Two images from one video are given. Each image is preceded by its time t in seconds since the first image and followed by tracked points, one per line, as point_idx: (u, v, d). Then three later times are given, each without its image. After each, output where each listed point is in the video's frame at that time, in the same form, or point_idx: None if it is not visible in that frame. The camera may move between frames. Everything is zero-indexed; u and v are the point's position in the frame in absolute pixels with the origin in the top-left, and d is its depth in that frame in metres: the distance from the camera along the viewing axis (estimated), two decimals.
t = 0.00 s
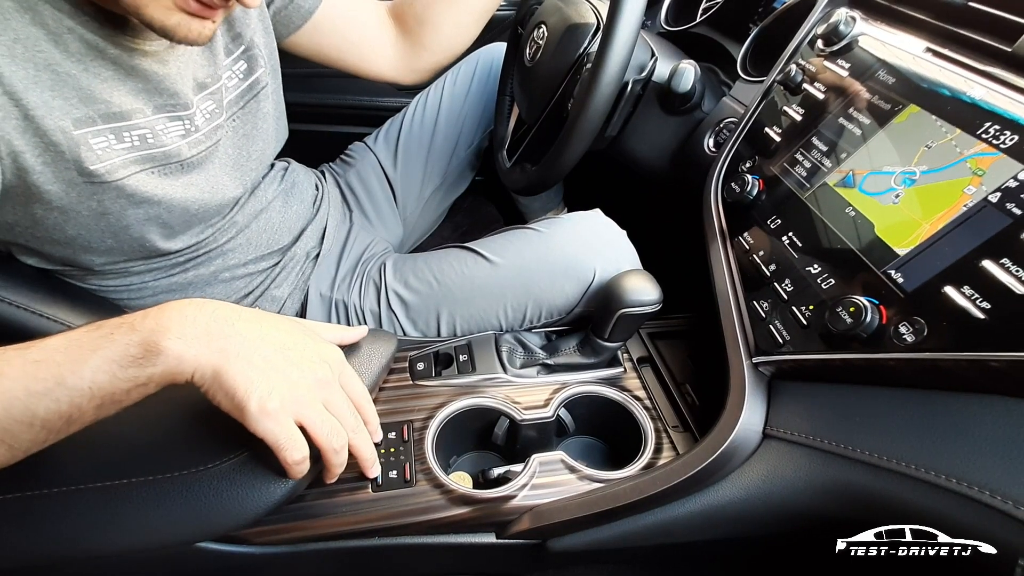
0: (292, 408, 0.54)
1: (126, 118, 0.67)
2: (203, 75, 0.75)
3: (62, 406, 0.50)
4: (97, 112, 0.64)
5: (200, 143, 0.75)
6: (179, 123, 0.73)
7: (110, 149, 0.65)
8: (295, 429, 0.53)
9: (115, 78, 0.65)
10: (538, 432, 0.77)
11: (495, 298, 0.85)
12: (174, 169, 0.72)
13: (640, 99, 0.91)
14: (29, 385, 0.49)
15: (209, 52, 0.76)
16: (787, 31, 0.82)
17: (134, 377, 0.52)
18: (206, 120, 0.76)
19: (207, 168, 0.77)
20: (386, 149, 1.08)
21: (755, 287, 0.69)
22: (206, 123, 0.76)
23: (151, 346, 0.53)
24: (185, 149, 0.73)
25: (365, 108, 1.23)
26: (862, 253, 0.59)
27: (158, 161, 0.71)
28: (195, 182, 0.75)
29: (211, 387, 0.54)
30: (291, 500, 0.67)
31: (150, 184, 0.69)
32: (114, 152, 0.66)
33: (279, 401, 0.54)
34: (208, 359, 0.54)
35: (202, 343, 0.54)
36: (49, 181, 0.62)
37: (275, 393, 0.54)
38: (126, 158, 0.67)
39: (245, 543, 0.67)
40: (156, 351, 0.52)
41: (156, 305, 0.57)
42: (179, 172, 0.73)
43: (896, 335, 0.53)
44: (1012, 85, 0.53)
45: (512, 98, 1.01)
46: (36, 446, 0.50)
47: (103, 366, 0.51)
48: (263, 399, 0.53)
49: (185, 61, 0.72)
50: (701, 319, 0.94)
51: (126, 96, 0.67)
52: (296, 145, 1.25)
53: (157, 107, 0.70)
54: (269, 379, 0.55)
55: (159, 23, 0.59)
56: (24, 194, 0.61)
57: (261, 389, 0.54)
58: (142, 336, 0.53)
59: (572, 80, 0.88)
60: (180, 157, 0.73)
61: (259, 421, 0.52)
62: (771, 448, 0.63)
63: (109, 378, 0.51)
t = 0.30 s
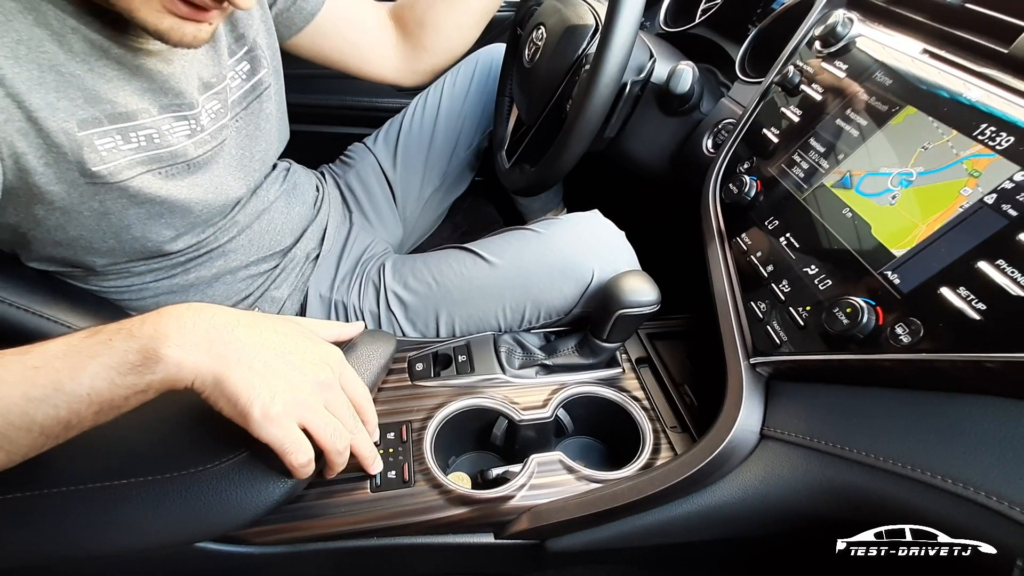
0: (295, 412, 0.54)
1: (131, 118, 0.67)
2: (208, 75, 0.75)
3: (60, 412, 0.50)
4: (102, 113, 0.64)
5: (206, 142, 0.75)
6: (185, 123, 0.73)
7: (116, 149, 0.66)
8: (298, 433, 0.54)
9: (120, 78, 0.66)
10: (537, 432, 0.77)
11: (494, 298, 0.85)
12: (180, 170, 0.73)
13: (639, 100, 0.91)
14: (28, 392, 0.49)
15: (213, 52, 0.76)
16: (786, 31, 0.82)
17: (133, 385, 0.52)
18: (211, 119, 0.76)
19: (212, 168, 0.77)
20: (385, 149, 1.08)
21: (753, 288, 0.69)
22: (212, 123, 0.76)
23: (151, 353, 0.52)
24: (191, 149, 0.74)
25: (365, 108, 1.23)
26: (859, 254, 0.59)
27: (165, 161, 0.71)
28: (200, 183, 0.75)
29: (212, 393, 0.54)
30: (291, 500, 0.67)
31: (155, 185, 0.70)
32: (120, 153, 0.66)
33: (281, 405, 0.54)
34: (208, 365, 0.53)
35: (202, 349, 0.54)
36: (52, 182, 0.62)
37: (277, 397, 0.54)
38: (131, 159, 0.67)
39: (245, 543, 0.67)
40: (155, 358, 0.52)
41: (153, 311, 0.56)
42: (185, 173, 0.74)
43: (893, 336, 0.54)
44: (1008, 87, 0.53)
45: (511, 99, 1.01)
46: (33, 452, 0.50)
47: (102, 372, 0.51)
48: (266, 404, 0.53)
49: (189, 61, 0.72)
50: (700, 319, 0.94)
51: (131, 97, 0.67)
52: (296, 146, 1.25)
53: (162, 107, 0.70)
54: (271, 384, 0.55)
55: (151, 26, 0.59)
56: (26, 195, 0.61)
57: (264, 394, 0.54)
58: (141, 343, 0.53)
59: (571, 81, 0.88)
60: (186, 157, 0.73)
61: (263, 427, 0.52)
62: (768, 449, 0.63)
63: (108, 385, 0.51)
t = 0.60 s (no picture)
0: (284, 401, 0.52)
1: (126, 116, 0.67)
2: (205, 74, 0.76)
3: (39, 409, 0.48)
4: (96, 110, 0.64)
5: (202, 142, 0.75)
6: (180, 122, 0.73)
7: (110, 147, 0.66)
8: (287, 423, 0.52)
9: (114, 76, 0.66)
10: (536, 432, 0.77)
11: (493, 298, 0.85)
12: (175, 168, 0.73)
13: (639, 100, 0.92)
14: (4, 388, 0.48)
15: (210, 50, 0.76)
16: (785, 31, 0.82)
17: (112, 381, 0.50)
18: (208, 118, 0.76)
19: (209, 167, 0.77)
20: (385, 149, 1.08)
21: (753, 288, 0.69)
22: (209, 122, 0.76)
23: (126, 348, 0.49)
24: (187, 148, 0.73)
25: (365, 109, 1.23)
26: (859, 254, 0.59)
27: (160, 160, 0.71)
28: (197, 182, 0.75)
29: (197, 385, 0.52)
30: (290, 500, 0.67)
31: (152, 182, 0.70)
32: (114, 151, 0.66)
33: (268, 395, 0.52)
34: (187, 358, 0.51)
35: (182, 340, 0.51)
36: (48, 180, 0.62)
37: (263, 387, 0.52)
38: (126, 157, 0.67)
39: (244, 543, 0.67)
40: (131, 353, 0.49)
41: (133, 300, 0.53)
42: (181, 171, 0.73)
43: (893, 336, 0.54)
44: (1007, 86, 0.53)
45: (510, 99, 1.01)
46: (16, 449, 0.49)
47: (78, 368, 0.49)
48: (251, 395, 0.51)
49: (185, 60, 0.72)
50: (700, 319, 0.94)
51: (125, 95, 0.67)
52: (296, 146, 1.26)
53: (158, 106, 0.70)
54: (257, 372, 0.52)
55: (135, 19, 0.59)
56: (22, 194, 0.61)
57: (248, 384, 0.51)
58: (117, 336, 0.50)
59: (571, 81, 0.88)
60: (182, 156, 0.73)
61: (249, 419, 0.51)
62: (768, 449, 0.63)
63: (85, 382, 0.49)
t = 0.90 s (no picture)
0: (271, 406, 0.44)
1: (129, 116, 0.67)
2: (211, 75, 0.75)
3: (20, 420, 0.49)
4: (99, 110, 0.64)
5: (205, 142, 0.75)
6: (183, 122, 0.72)
7: (112, 148, 0.65)
8: (278, 431, 0.44)
9: (118, 77, 0.65)
10: (538, 432, 0.77)
11: (495, 298, 0.85)
12: (177, 168, 0.72)
13: (641, 99, 0.91)
14: None
15: (215, 52, 0.76)
16: (788, 31, 0.82)
17: (94, 392, 0.49)
18: (211, 119, 0.76)
19: (211, 168, 0.77)
20: (386, 149, 1.08)
21: (756, 287, 0.69)
22: (212, 123, 0.76)
23: (105, 360, 0.48)
24: (189, 149, 0.73)
25: (366, 109, 1.23)
26: (863, 253, 0.59)
27: (162, 160, 0.70)
28: (200, 182, 0.75)
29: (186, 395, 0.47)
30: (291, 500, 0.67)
31: (154, 182, 0.70)
32: (117, 151, 0.66)
33: (251, 403, 0.44)
34: (168, 368, 0.47)
35: (162, 349, 0.47)
36: (50, 179, 0.62)
37: (244, 394, 0.44)
38: (129, 157, 0.67)
39: (245, 543, 0.67)
40: (109, 365, 0.47)
41: (115, 304, 0.50)
42: (183, 172, 0.73)
43: (897, 336, 0.53)
44: (1013, 85, 0.53)
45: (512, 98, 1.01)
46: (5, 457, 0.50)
47: (56, 380, 0.49)
48: (232, 405, 0.44)
49: (189, 61, 0.72)
50: (702, 319, 0.94)
51: (129, 95, 0.67)
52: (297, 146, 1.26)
53: (160, 107, 0.70)
54: (238, 378, 0.44)
55: (136, 25, 0.59)
56: (24, 194, 0.61)
57: (230, 392, 0.44)
58: (95, 348, 0.48)
59: (573, 81, 0.88)
60: (184, 156, 0.73)
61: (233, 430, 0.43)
62: (772, 449, 0.63)
63: (65, 394, 0.49)
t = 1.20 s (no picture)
0: (284, 418, 0.50)
1: (131, 117, 0.67)
2: (214, 75, 0.75)
3: (37, 423, 0.49)
4: (102, 111, 0.64)
5: (206, 143, 0.75)
6: (185, 123, 0.72)
7: (115, 148, 0.65)
8: (289, 443, 0.50)
9: (121, 77, 0.65)
10: (539, 432, 0.77)
11: (496, 298, 0.85)
12: (179, 168, 0.72)
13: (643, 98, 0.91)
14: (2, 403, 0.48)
15: (218, 52, 0.76)
16: (789, 30, 0.82)
17: (111, 397, 0.49)
18: (214, 119, 0.76)
19: (213, 168, 0.77)
20: (387, 148, 1.08)
21: (758, 287, 0.69)
22: (214, 123, 0.76)
23: (125, 366, 0.49)
24: (191, 149, 0.73)
25: (367, 108, 1.23)
26: (865, 253, 0.59)
27: (164, 160, 0.70)
28: (201, 182, 0.75)
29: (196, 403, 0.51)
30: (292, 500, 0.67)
31: (157, 182, 0.70)
32: (119, 151, 0.66)
33: (267, 414, 0.50)
34: (187, 376, 0.50)
35: (180, 358, 0.49)
36: (53, 179, 0.62)
37: (263, 406, 0.50)
38: (131, 157, 0.67)
39: (246, 543, 0.67)
40: (129, 372, 0.49)
41: (132, 311, 0.52)
42: (185, 172, 0.73)
43: (900, 335, 0.53)
44: (1016, 84, 0.53)
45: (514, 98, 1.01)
46: (13, 460, 0.49)
47: (77, 385, 0.49)
48: (250, 416, 0.49)
49: (192, 62, 0.72)
50: (703, 318, 0.94)
51: (132, 96, 0.66)
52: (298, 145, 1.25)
53: (162, 107, 0.70)
54: (257, 390, 0.50)
55: (137, 25, 0.59)
56: (27, 193, 0.61)
57: (248, 404, 0.49)
58: (118, 353, 0.49)
59: (574, 80, 0.88)
60: (186, 157, 0.73)
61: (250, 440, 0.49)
62: (774, 448, 0.63)
63: (83, 398, 0.49)
